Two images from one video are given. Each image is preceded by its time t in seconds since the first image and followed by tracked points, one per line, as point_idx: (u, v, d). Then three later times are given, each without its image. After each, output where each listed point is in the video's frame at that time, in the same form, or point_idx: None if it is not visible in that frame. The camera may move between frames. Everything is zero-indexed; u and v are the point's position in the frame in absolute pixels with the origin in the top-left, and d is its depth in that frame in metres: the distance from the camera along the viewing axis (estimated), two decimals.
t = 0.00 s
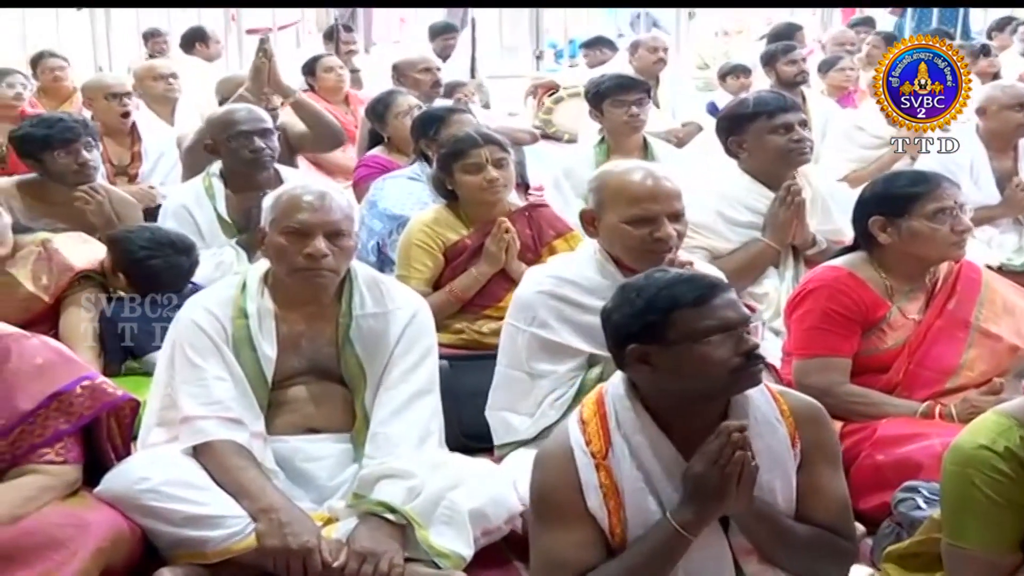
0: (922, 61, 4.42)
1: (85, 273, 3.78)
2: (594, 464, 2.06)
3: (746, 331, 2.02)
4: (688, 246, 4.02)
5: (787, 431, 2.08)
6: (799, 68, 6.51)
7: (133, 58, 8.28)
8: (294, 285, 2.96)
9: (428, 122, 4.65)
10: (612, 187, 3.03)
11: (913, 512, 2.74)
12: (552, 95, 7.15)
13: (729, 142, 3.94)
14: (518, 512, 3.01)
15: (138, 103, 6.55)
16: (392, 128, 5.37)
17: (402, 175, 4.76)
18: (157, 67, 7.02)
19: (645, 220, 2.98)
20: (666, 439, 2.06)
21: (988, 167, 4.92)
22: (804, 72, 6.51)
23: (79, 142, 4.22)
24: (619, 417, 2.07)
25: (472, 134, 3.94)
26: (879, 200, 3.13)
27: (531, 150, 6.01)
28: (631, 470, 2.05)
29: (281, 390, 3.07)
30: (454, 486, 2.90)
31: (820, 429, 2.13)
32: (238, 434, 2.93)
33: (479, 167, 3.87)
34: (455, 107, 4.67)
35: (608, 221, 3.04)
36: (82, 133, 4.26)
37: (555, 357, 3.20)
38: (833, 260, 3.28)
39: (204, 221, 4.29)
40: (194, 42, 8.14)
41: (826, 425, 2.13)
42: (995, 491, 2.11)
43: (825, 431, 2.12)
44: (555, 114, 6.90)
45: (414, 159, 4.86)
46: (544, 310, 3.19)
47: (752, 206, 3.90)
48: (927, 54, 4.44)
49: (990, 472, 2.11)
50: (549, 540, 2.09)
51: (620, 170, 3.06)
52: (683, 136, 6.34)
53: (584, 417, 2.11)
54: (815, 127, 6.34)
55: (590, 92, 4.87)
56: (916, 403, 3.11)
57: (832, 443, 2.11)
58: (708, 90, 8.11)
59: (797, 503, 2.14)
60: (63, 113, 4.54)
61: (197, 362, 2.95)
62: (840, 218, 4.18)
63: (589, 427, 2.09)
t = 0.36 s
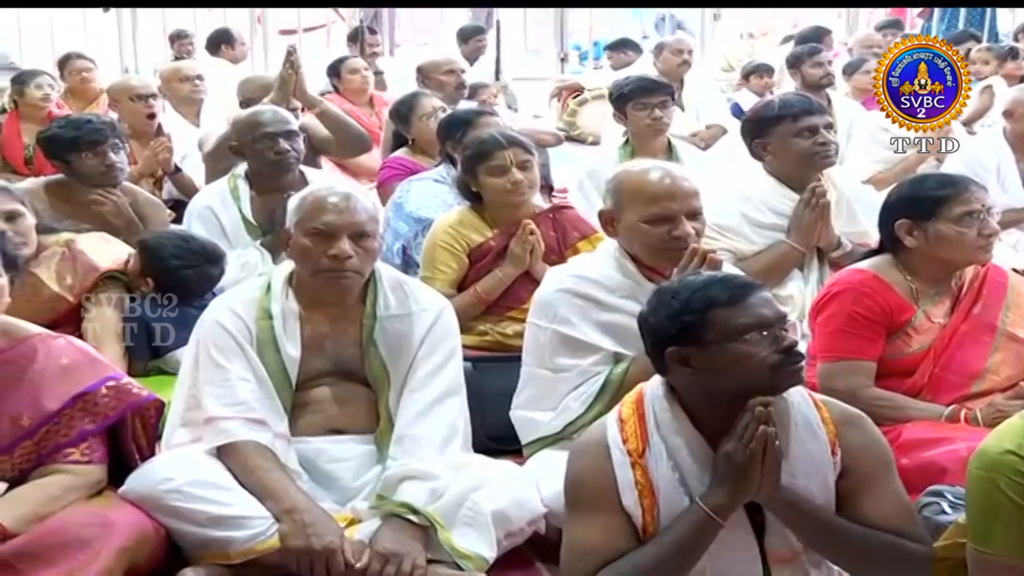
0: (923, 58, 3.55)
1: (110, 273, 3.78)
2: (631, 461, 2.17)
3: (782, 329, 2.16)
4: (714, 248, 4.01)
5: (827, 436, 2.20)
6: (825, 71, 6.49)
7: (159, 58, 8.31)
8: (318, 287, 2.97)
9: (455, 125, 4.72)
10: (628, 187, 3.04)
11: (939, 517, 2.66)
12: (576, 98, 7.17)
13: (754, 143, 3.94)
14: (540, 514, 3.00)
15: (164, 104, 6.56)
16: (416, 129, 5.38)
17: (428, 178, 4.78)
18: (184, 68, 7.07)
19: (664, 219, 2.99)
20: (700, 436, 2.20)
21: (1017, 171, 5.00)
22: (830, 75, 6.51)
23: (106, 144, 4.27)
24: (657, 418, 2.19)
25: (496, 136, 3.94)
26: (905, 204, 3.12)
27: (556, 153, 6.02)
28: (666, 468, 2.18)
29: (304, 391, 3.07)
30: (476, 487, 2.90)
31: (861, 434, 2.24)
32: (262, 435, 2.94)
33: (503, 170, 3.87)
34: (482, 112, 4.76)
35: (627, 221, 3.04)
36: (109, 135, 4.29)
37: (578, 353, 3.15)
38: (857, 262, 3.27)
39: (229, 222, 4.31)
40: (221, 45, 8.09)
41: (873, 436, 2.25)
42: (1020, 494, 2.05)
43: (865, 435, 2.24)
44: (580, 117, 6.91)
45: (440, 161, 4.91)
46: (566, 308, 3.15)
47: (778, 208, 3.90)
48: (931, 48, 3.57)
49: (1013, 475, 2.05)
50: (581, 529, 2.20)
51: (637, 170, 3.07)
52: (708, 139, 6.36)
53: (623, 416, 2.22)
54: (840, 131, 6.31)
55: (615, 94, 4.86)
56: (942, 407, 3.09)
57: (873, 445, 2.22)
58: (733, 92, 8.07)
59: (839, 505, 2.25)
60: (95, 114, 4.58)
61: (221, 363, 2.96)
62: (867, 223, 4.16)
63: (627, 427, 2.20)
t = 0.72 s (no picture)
0: (924, 60, 4.01)
1: (140, 274, 3.83)
2: (663, 483, 2.20)
3: (828, 350, 2.16)
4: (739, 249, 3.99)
5: (865, 459, 2.21)
6: (849, 73, 6.48)
7: (184, 60, 8.40)
8: (341, 289, 2.98)
9: (476, 128, 4.75)
10: (655, 189, 3.07)
11: (963, 521, 2.63)
12: (599, 100, 7.18)
13: (778, 144, 3.93)
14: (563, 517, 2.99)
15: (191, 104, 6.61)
16: (440, 132, 5.39)
17: (451, 181, 4.79)
18: (209, 70, 7.14)
19: (691, 222, 3.02)
20: (735, 460, 2.19)
21: None
22: (854, 77, 6.49)
23: (125, 142, 4.29)
24: (692, 440, 2.21)
25: (516, 138, 3.95)
26: (931, 206, 3.10)
27: (579, 155, 6.03)
28: (698, 492, 2.20)
29: (327, 392, 3.08)
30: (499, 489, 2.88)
31: (902, 457, 2.23)
32: (284, 435, 2.94)
33: (522, 172, 3.88)
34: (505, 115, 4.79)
35: (654, 223, 3.07)
36: (129, 134, 4.32)
37: (603, 356, 3.14)
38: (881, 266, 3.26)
39: (253, 224, 4.29)
40: (244, 45, 8.29)
41: (913, 460, 2.23)
42: None
43: (906, 458, 2.23)
44: (603, 119, 6.92)
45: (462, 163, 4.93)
46: (592, 310, 3.15)
47: (801, 209, 3.89)
48: (931, 50, 4.01)
49: None
50: (607, 550, 2.22)
51: (665, 173, 3.11)
52: (732, 142, 6.35)
53: (658, 435, 2.25)
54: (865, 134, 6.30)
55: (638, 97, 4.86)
56: (966, 410, 3.08)
57: (912, 470, 2.21)
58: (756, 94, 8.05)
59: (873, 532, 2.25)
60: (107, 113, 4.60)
61: (244, 363, 2.97)
62: (892, 225, 4.14)
63: (661, 447, 2.23)
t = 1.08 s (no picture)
0: (922, 58, 4.31)
1: (163, 277, 3.87)
2: (694, 502, 2.21)
3: (869, 375, 2.13)
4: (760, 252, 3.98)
5: (898, 479, 2.21)
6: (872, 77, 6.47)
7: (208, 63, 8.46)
8: (364, 290, 2.99)
9: (496, 130, 4.74)
10: (680, 194, 3.07)
11: (986, 526, 2.62)
12: (621, 102, 7.19)
13: (800, 146, 3.93)
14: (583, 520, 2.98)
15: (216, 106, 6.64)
16: (462, 134, 5.40)
17: (471, 184, 4.79)
18: (232, 73, 7.18)
19: (717, 228, 3.01)
20: (768, 482, 2.20)
21: None
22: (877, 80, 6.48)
23: (136, 137, 4.36)
24: (725, 458, 2.21)
25: (533, 141, 3.93)
26: (955, 210, 3.09)
27: (601, 157, 6.04)
28: (728, 511, 2.21)
29: (348, 394, 3.09)
30: (520, 492, 2.88)
31: (935, 477, 2.24)
32: (306, 436, 2.95)
33: (539, 174, 3.87)
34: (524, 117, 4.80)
35: (679, 229, 3.07)
36: (140, 129, 4.38)
37: (626, 359, 3.14)
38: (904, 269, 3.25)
39: (275, 226, 4.31)
40: (267, 48, 8.15)
41: (948, 482, 2.24)
42: None
43: (938, 479, 2.24)
44: (625, 122, 6.93)
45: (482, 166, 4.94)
46: (614, 312, 3.16)
47: (823, 211, 3.89)
48: (929, 50, 4.34)
49: None
50: (635, 566, 2.24)
51: (689, 178, 3.11)
52: (754, 145, 6.36)
53: (689, 451, 2.25)
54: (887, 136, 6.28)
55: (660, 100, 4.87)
56: (989, 415, 3.05)
57: (942, 490, 2.22)
58: (778, 97, 8.05)
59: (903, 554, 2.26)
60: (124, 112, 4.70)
61: (266, 364, 2.98)
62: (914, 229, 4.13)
63: (693, 464, 2.23)
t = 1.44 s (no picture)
0: (924, 56, 3.83)
1: (177, 278, 3.83)
2: (721, 510, 2.21)
3: (901, 390, 2.13)
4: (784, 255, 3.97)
5: (926, 489, 2.19)
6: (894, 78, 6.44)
7: (231, 63, 8.48)
8: (386, 292, 2.99)
9: (512, 132, 4.74)
10: (703, 197, 3.07)
11: (1010, 530, 2.61)
12: (644, 104, 7.19)
13: (823, 150, 3.93)
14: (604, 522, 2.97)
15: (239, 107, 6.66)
16: (483, 135, 5.41)
17: (488, 185, 4.80)
18: (256, 74, 7.18)
19: (739, 231, 3.01)
20: (795, 490, 2.20)
21: None
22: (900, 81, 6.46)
23: (148, 135, 4.38)
24: (751, 466, 2.21)
25: (549, 143, 3.96)
26: (980, 213, 3.07)
27: (622, 159, 6.04)
28: (755, 519, 2.21)
29: (370, 397, 3.10)
30: (540, 493, 2.87)
31: (964, 487, 2.22)
32: (328, 438, 2.96)
33: (557, 176, 3.88)
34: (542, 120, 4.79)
35: (702, 232, 3.07)
36: (152, 128, 4.40)
37: (647, 361, 3.14)
38: (928, 272, 3.24)
39: (296, 228, 4.36)
40: (289, 49, 8.33)
41: (976, 491, 2.22)
42: None
43: (968, 488, 2.22)
44: (647, 124, 6.92)
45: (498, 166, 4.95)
46: (636, 315, 3.16)
47: (845, 214, 3.88)
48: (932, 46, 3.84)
49: None
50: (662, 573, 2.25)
51: (712, 181, 3.10)
52: (776, 146, 6.34)
53: (715, 459, 2.24)
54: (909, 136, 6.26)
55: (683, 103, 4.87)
56: (1012, 419, 3.04)
57: (971, 500, 2.20)
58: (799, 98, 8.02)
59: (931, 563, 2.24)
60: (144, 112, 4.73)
61: (288, 365, 2.98)
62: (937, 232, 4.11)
63: (719, 472, 2.22)
